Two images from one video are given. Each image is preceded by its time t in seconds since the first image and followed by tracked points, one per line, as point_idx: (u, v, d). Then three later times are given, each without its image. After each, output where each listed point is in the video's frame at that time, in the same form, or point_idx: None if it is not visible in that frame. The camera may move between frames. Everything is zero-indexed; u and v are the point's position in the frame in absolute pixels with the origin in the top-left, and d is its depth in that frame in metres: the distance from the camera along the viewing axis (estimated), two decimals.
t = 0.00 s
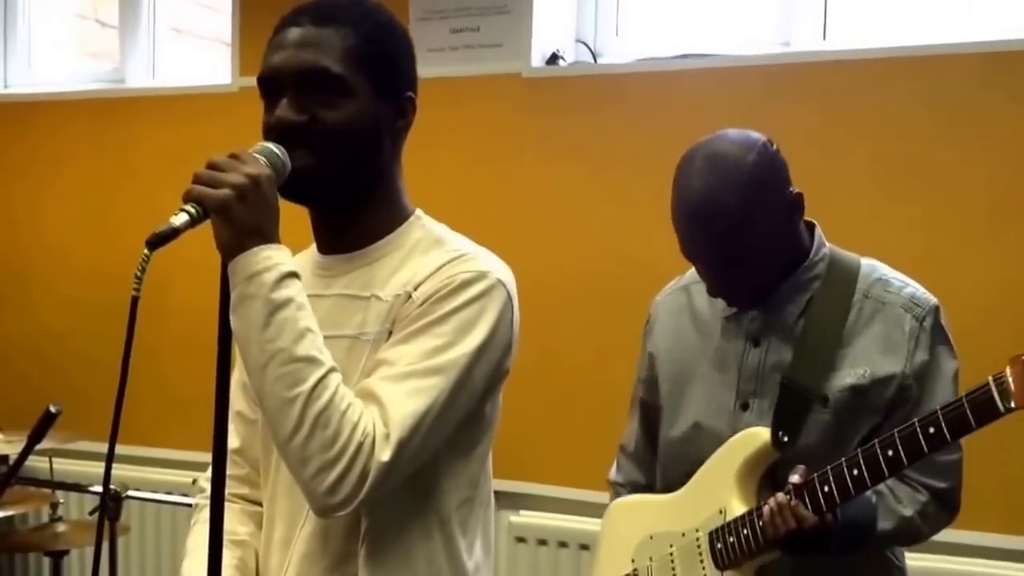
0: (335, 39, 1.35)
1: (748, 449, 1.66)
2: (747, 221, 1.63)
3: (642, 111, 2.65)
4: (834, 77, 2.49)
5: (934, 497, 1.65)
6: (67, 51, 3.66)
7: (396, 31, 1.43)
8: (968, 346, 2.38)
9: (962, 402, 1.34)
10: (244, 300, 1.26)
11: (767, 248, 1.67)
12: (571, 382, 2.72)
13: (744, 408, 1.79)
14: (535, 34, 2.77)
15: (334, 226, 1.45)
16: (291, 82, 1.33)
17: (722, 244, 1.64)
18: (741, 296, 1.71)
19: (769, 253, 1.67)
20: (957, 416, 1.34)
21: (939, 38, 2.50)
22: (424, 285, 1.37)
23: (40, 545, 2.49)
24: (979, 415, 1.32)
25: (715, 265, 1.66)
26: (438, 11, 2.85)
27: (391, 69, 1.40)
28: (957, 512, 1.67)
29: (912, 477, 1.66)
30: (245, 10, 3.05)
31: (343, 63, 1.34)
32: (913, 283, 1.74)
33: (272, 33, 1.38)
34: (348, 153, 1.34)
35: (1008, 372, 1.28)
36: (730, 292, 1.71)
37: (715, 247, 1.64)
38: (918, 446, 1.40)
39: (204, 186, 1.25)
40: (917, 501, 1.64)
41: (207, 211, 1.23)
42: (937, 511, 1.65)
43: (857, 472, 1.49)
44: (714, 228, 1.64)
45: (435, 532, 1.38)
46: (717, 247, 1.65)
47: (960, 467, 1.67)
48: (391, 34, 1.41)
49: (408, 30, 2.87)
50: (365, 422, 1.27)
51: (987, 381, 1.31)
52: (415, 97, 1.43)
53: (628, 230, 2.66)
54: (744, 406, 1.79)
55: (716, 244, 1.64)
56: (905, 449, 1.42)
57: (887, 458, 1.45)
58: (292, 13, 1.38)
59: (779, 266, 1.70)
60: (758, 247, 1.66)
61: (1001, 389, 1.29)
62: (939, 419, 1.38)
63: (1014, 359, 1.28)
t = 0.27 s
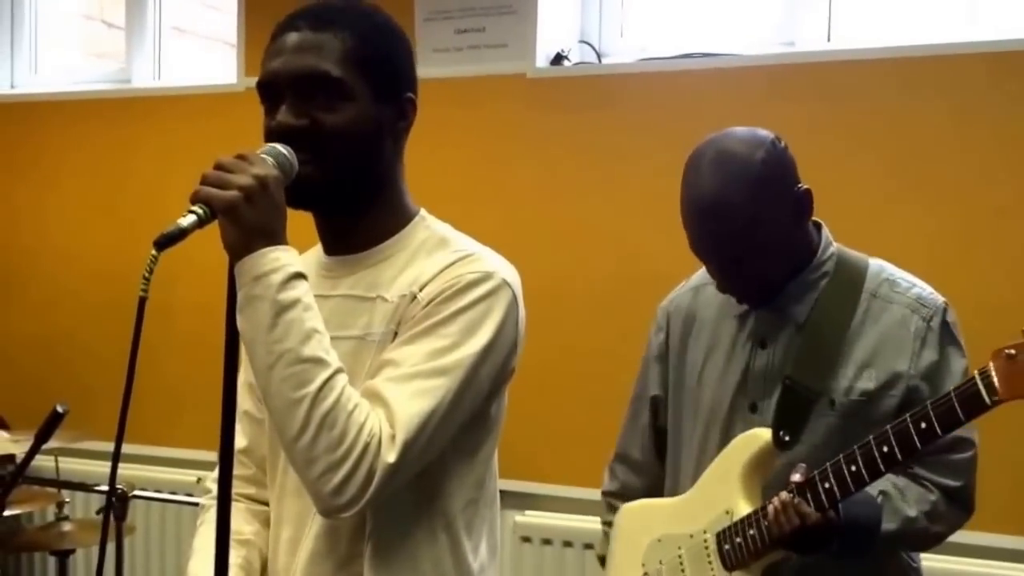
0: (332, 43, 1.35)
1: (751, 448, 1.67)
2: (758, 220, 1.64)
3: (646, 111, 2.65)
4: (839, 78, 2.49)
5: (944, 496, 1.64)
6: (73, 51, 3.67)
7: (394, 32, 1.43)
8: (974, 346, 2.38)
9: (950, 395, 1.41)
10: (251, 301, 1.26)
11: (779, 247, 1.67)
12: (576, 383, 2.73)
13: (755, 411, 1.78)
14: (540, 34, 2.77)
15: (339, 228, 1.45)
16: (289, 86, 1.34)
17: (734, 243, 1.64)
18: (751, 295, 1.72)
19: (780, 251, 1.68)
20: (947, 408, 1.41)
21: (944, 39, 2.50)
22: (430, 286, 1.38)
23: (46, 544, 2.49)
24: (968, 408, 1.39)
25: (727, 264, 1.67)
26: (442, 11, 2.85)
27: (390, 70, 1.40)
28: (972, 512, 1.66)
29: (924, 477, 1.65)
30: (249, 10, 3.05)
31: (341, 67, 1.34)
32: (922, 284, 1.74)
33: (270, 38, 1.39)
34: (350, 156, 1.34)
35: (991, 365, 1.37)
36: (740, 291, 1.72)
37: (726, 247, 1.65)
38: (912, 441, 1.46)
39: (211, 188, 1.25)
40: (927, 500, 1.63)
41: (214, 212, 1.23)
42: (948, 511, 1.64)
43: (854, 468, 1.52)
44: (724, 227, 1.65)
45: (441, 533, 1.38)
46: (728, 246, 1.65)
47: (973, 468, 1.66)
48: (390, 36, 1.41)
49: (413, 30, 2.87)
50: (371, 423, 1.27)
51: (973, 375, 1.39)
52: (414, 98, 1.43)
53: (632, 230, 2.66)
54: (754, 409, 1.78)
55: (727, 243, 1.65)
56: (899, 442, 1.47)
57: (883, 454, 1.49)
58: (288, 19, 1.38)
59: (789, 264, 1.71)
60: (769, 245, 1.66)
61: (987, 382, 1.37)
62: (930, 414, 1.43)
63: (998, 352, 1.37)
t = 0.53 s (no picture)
0: (350, 44, 1.36)
1: (760, 452, 1.69)
2: (770, 206, 1.65)
3: (652, 112, 2.65)
4: (845, 79, 2.50)
5: (964, 499, 1.62)
6: (80, 52, 3.68)
7: (410, 34, 1.44)
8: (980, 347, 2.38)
9: (960, 390, 1.44)
10: (261, 301, 1.27)
11: (790, 236, 1.68)
12: (582, 383, 2.73)
13: (761, 406, 1.79)
14: (546, 35, 2.77)
15: (351, 227, 1.46)
16: (306, 85, 1.34)
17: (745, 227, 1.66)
18: (761, 282, 1.73)
19: (791, 240, 1.69)
20: (958, 404, 1.44)
21: (950, 39, 2.50)
22: (438, 287, 1.38)
23: (53, 544, 2.50)
24: (981, 403, 1.42)
25: (737, 249, 1.69)
26: (449, 12, 2.86)
27: (405, 71, 1.40)
28: (992, 516, 1.64)
29: (947, 479, 1.63)
30: (256, 10, 3.06)
31: (358, 67, 1.35)
32: (933, 286, 1.74)
33: (289, 38, 1.39)
34: (364, 156, 1.35)
35: (1000, 359, 1.40)
36: (750, 278, 1.73)
37: (737, 231, 1.67)
38: (924, 437, 1.47)
39: (221, 188, 1.25)
40: (943, 502, 1.61)
41: (224, 213, 1.24)
42: (964, 514, 1.62)
43: (868, 466, 1.53)
44: (737, 211, 1.67)
45: (449, 533, 1.39)
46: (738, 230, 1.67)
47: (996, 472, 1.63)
48: (407, 38, 1.42)
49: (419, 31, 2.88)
50: (380, 424, 1.28)
51: (983, 368, 1.42)
52: (429, 100, 1.44)
53: (638, 231, 2.66)
54: (761, 404, 1.79)
55: (738, 227, 1.66)
56: (913, 439, 1.49)
57: (896, 451, 1.50)
58: (308, 18, 1.39)
59: (801, 254, 1.72)
60: (781, 234, 1.67)
61: (996, 375, 1.40)
62: (943, 410, 1.46)
63: (1006, 346, 1.41)
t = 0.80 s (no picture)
0: (351, 46, 1.36)
1: (775, 452, 1.70)
2: (770, 196, 1.65)
3: (662, 112, 2.65)
4: (856, 79, 2.49)
5: (981, 499, 1.63)
6: (92, 53, 3.69)
7: (410, 33, 1.44)
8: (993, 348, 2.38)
9: (985, 403, 1.42)
10: (273, 301, 1.27)
11: (793, 226, 1.67)
12: (592, 383, 2.73)
13: (770, 404, 1.79)
14: (556, 36, 2.77)
15: (357, 229, 1.45)
16: (307, 88, 1.34)
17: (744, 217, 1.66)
18: (766, 275, 1.72)
19: (795, 231, 1.67)
20: (982, 416, 1.42)
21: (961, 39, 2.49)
22: (449, 287, 1.38)
23: (64, 542, 2.51)
24: (1004, 416, 1.41)
25: (738, 240, 1.68)
26: (459, 13, 2.86)
27: (407, 72, 1.40)
28: (1009, 517, 1.65)
29: (965, 480, 1.64)
30: (267, 11, 3.07)
31: (359, 69, 1.35)
32: (945, 286, 1.73)
33: (287, 42, 1.39)
34: (367, 157, 1.35)
35: None
36: (754, 271, 1.72)
37: (737, 221, 1.67)
38: (944, 445, 1.47)
39: (234, 189, 1.26)
40: (960, 501, 1.62)
41: (236, 213, 1.24)
42: (982, 514, 1.63)
43: (884, 471, 1.53)
44: (735, 202, 1.67)
45: (460, 532, 1.39)
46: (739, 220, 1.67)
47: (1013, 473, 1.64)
48: (407, 38, 1.42)
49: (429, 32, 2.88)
50: (391, 423, 1.28)
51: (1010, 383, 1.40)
52: (431, 100, 1.44)
53: (648, 231, 2.66)
54: (769, 402, 1.80)
55: (737, 218, 1.66)
56: (933, 448, 1.48)
57: (914, 458, 1.49)
58: (307, 20, 1.39)
59: (806, 247, 1.70)
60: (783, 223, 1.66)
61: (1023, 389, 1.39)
62: (965, 420, 1.45)
63: None
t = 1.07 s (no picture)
0: (375, 46, 1.37)
1: (789, 453, 1.71)
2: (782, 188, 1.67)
3: (674, 113, 2.65)
4: (868, 79, 2.49)
5: (995, 499, 1.64)
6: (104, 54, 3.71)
7: (434, 34, 1.45)
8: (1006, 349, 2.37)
9: (1004, 400, 1.44)
10: (287, 300, 1.28)
11: (807, 219, 1.68)
12: (604, 383, 2.73)
13: (785, 405, 1.79)
14: (567, 36, 2.78)
15: (375, 228, 1.46)
16: (331, 88, 1.35)
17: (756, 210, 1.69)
18: (780, 270, 1.72)
19: (807, 224, 1.68)
20: (1000, 413, 1.44)
21: (974, 39, 2.49)
22: (463, 288, 1.39)
23: (78, 541, 2.52)
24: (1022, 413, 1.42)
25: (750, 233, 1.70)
26: (470, 14, 2.86)
27: (430, 72, 1.41)
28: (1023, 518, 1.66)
29: (979, 480, 1.64)
30: (279, 12, 3.08)
31: (383, 68, 1.36)
32: (959, 288, 1.73)
33: (313, 40, 1.40)
34: (388, 157, 1.35)
35: None
36: (767, 265, 1.72)
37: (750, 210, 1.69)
38: (961, 443, 1.47)
39: (249, 189, 1.27)
40: (975, 501, 1.63)
41: (251, 214, 1.25)
42: (997, 514, 1.63)
43: (900, 470, 1.53)
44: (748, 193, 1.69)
45: (473, 532, 1.39)
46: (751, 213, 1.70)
47: None
48: (430, 39, 1.43)
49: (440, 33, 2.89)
50: (405, 424, 1.28)
51: None
52: (453, 101, 1.44)
53: (660, 232, 2.66)
54: (785, 403, 1.79)
55: (749, 208, 1.69)
56: (949, 446, 1.48)
57: (930, 456, 1.50)
58: (333, 19, 1.40)
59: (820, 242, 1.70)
60: (795, 215, 1.67)
61: None
62: (982, 418, 1.46)
63: None
